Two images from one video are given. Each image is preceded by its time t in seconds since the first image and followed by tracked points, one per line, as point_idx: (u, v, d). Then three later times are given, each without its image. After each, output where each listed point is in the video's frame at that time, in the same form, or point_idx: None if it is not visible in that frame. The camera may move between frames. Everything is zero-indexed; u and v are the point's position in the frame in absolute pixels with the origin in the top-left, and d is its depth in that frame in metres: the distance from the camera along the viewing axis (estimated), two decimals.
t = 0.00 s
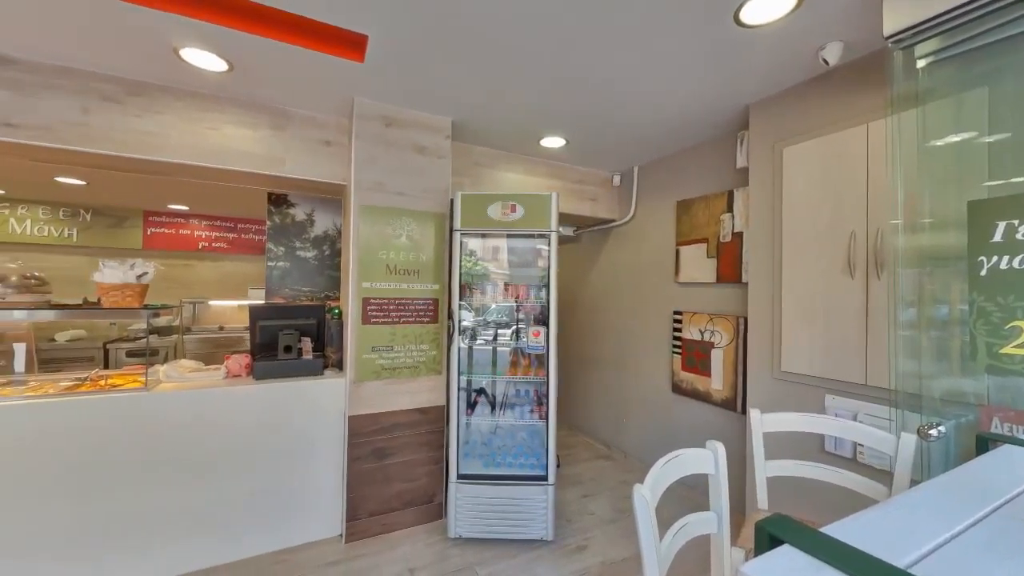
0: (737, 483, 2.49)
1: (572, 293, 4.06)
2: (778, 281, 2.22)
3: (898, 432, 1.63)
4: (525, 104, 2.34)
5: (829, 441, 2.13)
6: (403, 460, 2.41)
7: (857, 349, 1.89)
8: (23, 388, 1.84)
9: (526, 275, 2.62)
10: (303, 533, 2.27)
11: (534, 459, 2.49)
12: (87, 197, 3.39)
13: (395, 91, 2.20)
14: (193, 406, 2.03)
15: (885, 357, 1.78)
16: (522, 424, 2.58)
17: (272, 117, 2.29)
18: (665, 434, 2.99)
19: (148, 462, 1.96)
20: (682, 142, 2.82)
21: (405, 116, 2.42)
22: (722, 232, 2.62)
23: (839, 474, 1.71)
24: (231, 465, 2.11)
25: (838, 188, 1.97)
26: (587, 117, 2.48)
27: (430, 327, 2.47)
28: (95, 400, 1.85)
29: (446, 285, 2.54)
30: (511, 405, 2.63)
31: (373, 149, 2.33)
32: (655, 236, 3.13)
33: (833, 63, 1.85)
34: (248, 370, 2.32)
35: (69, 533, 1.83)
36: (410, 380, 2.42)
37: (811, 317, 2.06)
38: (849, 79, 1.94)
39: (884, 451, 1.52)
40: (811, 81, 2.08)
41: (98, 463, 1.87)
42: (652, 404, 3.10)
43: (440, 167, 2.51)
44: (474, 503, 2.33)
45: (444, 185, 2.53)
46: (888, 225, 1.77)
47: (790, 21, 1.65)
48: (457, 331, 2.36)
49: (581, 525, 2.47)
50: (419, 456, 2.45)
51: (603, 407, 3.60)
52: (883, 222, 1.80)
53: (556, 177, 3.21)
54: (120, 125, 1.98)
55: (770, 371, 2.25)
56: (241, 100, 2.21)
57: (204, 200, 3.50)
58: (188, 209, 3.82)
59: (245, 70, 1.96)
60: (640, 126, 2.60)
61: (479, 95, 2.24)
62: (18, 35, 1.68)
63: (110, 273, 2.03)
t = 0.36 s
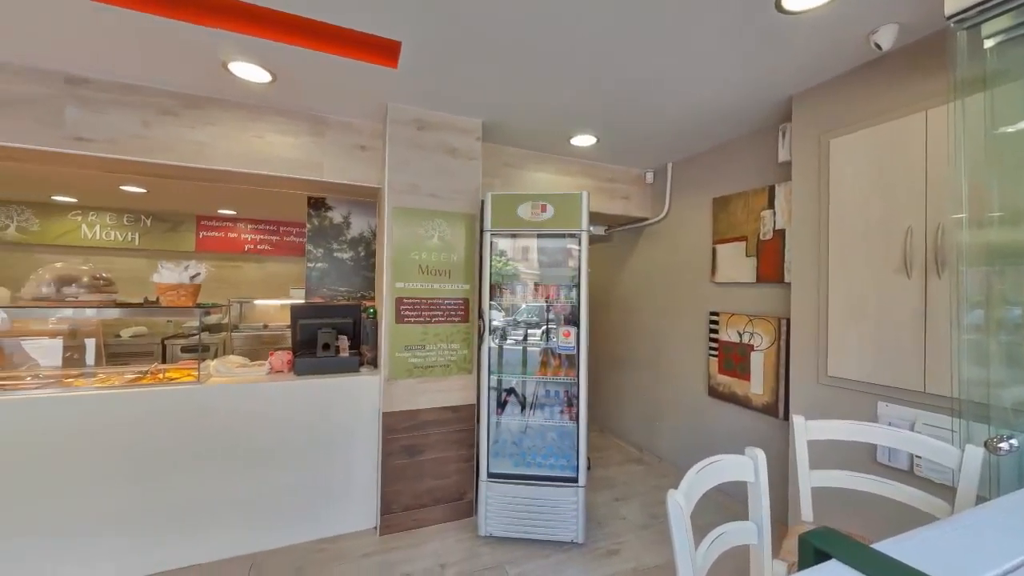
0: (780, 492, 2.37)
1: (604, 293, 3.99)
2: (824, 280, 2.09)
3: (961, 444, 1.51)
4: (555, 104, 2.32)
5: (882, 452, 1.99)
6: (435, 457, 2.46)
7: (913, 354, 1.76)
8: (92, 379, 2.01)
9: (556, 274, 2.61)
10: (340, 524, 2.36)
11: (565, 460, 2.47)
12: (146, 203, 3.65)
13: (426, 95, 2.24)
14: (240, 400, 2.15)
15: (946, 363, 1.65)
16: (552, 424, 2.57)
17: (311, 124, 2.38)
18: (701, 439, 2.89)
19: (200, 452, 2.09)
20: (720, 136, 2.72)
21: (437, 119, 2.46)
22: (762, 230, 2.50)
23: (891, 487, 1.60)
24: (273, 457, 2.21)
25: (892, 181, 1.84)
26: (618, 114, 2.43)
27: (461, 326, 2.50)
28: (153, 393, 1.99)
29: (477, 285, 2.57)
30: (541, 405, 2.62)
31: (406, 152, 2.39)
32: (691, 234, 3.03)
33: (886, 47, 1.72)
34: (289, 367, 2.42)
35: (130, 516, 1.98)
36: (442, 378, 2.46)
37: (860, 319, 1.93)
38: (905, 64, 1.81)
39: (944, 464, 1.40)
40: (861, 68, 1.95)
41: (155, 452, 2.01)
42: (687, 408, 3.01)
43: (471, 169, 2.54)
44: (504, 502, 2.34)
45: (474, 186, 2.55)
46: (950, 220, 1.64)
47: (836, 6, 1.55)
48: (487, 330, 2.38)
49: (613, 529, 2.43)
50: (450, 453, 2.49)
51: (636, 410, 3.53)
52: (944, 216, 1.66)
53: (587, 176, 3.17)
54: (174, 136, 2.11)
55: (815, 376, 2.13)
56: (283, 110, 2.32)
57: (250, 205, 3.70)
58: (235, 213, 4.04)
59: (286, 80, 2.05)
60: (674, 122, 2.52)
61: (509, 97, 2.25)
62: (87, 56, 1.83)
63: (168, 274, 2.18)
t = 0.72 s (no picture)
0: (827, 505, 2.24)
1: (637, 293, 3.90)
2: (876, 279, 1.96)
3: None
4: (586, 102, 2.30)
5: (942, 464, 1.84)
6: (466, 455, 2.49)
7: (979, 359, 1.62)
8: (153, 372, 2.18)
9: (587, 274, 2.58)
10: (374, 517, 2.43)
11: (596, 462, 2.44)
12: (199, 208, 3.90)
13: (457, 98, 2.27)
14: (283, 394, 2.25)
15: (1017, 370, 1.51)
16: (583, 426, 2.54)
17: (347, 130, 2.47)
18: (740, 445, 2.77)
19: (245, 443, 2.20)
20: (760, 129, 2.60)
21: (468, 121, 2.49)
22: (807, 226, 2.37)
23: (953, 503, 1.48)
24: (312, 450, 2.31)
25: (953, 171, 1.69)
26: (650, 110, 2.38)
27: (491, 326, 2.52)
28: (204, 386, 2.13)
29: (507, 285, 2.57)
30: (572, 406, 2.59)
31: (437, 155, 2.43)
32: (729, 232, 2.92)
33: (948, 28, 1.59)
34: (328, 363, 2.53)
35: (182, 502, 2.11)
36: (472, 377, 2.49)
37: (917, 322, 1.79)
38: (970, 45, 1.67)
39: (1014, 481, 1.28)
40: (918, 51, 1.82)
41: (205, 442, 2.14)
42: (724, 412, 2.89)
43: (501, 169, 2.55)
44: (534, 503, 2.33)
45: (505, 187, 2.57)
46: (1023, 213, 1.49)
47: None
48: (517, 330, 2.39)
49: (646, 535, 2.38)
50: (481, 452, 2.51)
51: (670, 413, 3.43)
52: (1015, 209, 1.52)
53: (618, 173, 3.11)
54: (223, 145, 2.25)
55: (865, 382, 2.00)
56: (321, 117, 2.42)
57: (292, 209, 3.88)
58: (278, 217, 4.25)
59: (324, 88, 2.13)
60: (710, 116, 2.44)
61: (539, 97, 2.24)
62: (147, 73, 1.98)
63: (218, 275, 2.33)
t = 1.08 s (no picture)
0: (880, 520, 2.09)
1: (671, 294, 3.79)
2: (935, 279, 1.81)
3: None
4: (618, 100, 2.26)
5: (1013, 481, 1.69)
6: (496, 455, 2.50)
7: None
8: (205, 366, 2.33)
9: (618, 274, 2.54)
10: (406, 512, 2.48)
11: (627, 466, 2.40)
12: (245, 213, 4.13)
13: (487, 99, 2.29)
14: (321, 390, 2.35)
15: None
16: (614, 428, 2.50)
17: (382, 134, 2.54)
18: (783, 453, 2.64)
19: (287, 436, 2.31)
20: (804, 121, 2.47)
21: (498, 122, 2.50)
22: (856, 222, 2.23)
23: None
24: (348, 445, 2.39)
25: None
26: (685, 105, 2.31)
27: (521, 326, 2.52)
28: (250, 380, 2.25)
29: (537, 285, 2.57)
30: (603, 408, 2.55)
31: (468, 156, 2.46)
32: (770, 229, 2.78)
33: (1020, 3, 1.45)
34: (363, 361, 2.61)
35: (229, 490, 2.24)
36: (502, 377, 2.50)
37: (982, 325, 1.65)
38: None
39: None
40: (984, 31, 1.67)
41: (250, 434, 2.26)
42: (765, 418, 2.76)
43: (531, 170, 2.55)
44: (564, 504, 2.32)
45: (534, 187, 2.57)
46: None
47: None
48: (547, 330, 2.38)
49: (680, 542, 2.31)
50: (511, 451, 2.52)
51: (706, 417, 3.31)
52: None
53: (651, 171, 3.04)
54: (266, 152, 2.37)
55: (922, 389, 1.86)
56: (357, 123, 2.51)
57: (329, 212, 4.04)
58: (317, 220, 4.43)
59: (360, 95, 2.21)
60: (750, 108, 2.33)
61: (569, 95, 2.23)
62: (200, 86, 2.11)
63: (262, 275, 2.46)
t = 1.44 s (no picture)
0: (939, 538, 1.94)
1: (706, 294, 3.66)
2: (1003, 278, 1.66)
3: None
4: (650, 95, 2.21)
5: None
6: (525, 454, 2.50)
7: None
8: (250, 362, 2.46)
9: (651, 274, 2.48)
10: (437, 509, 2.53)
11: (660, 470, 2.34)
12: (286, 216, 4.33)
13: (517, 100, 2.30)
14: (356, 387, 2.43)
15: None
16: (646, 431, 2.45)
17: (413, 137, 2.60)
18: (829, 462, 2.50)
19: (324, 430, 2.41)
20: (853, 111, 2.33)
21: (527, 122, 2.50)
22: (912, 218, 2.08)
23: None
24: (382, 440, 2.46)
25: None
26: (721, 98, 2.22)
27: (551, 326, 2.51)
28: (291, 376, 2.36)
29: (567, 285, 2.55)
30: (635, 410, 2.50)
31: (498, 157, 2.47)
32: (814, 226, 2.64)
33: None
34: (395, 359, 2.67)
35: (271, 480, 2.35)
36: (532, 377, 2.50)
37: None
38: None
39: None
40: None
41: (290, 427, 2.37)
42: (809, 425, 2.62)
43: (561, 169, 2.54)
44: (595, 507, 2.30)
45: (564, 186, 2.55)
46: None
47: None
48: (578, 330, 2.37)
49: (717, 551, 2.23)
50: (540, 452, 2.51)
51: (744, 422, 3.18)
52: None
53: (685, 167, 2.95)
54: (306, 158, 2.48)
55: (987, 398, 1.71)
56: (390, 127, 2.58)
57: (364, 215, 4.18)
58: (352, 222, 4.58)
59: (393, 99, 2.27)
60: (792, 99, 2.22)
61: (600, 93, 2.20)
62: (246, 97, 2.23)
63: (302, 276, 2.57)
